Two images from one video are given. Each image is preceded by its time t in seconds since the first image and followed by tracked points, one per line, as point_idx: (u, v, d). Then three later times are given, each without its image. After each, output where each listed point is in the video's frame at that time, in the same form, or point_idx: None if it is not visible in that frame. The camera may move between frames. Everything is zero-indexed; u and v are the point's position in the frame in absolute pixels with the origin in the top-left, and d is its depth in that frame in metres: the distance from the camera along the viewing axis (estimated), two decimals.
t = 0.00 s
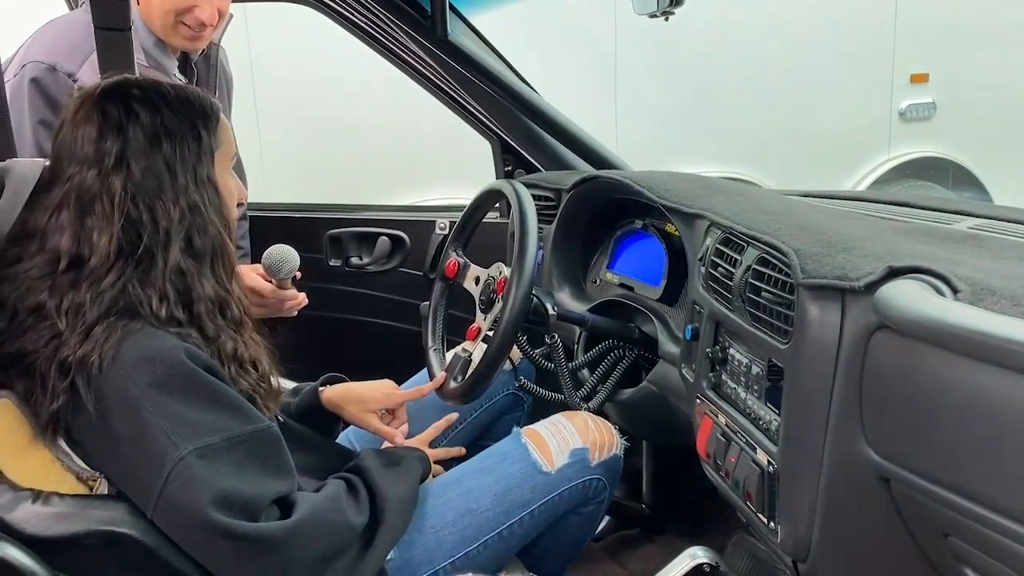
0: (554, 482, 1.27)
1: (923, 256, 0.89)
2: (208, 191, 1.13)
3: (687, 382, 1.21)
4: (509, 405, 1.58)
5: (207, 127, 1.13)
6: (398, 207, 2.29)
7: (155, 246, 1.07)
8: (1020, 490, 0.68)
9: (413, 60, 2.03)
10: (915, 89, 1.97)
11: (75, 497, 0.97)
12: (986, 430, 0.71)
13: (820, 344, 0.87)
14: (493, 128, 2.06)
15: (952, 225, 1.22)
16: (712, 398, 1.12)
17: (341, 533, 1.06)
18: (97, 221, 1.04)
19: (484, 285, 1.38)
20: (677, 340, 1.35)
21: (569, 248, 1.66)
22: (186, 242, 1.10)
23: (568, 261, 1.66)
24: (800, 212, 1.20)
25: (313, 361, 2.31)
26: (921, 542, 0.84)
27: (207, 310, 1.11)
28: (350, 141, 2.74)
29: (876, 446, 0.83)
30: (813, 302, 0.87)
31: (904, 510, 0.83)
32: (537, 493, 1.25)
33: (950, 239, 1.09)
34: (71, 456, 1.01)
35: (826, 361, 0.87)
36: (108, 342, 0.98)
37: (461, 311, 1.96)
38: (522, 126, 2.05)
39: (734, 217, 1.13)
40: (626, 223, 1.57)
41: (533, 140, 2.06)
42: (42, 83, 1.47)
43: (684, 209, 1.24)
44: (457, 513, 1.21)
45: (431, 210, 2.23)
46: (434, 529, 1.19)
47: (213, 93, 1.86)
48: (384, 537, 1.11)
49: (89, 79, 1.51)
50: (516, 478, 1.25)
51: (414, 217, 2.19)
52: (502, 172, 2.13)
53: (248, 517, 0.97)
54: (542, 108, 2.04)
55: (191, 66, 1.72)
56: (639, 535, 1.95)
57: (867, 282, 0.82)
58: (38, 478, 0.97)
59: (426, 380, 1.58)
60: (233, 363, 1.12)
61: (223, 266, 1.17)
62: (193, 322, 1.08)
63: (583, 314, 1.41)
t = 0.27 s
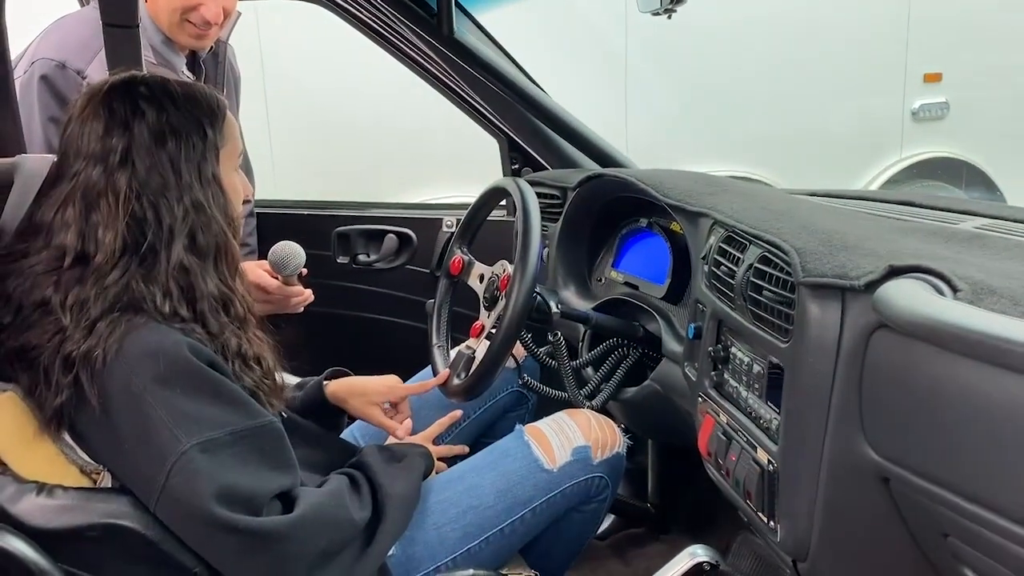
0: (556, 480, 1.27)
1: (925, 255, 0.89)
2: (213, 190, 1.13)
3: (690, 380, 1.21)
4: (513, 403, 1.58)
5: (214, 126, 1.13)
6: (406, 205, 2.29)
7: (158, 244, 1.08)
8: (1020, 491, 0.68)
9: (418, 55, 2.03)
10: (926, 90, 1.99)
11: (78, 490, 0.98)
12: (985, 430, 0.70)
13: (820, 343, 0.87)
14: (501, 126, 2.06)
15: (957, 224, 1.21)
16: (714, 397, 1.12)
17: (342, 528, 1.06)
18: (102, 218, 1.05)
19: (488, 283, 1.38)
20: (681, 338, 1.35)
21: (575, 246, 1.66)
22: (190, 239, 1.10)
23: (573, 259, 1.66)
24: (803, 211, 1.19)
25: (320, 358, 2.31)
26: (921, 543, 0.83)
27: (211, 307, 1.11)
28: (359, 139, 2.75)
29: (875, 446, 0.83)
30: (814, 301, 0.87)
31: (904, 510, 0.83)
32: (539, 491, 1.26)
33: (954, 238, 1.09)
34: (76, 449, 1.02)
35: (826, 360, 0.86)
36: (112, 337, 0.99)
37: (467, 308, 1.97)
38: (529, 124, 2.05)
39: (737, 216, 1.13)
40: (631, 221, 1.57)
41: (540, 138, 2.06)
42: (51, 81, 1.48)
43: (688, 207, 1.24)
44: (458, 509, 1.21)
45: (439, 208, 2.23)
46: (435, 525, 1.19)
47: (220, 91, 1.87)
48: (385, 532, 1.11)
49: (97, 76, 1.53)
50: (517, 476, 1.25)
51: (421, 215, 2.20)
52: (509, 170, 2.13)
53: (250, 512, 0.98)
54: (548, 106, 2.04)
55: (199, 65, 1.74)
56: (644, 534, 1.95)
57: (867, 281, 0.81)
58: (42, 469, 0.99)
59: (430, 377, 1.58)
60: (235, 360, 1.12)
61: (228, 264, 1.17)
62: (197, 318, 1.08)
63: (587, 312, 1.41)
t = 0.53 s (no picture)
0: (558, 477, 1.27)
1: (927, 253, 0.88)
2: (217, 185, 1.14)
3: (692, 379, 1.21)
4: (517, 400, 1.58)
5: (219, 121, 1.14)
6: (414, 202, 2.30)
7: (162, 237, 1.08)
8: (1018, 492, 0.67)
9: (426, 51, 2.02)
10: (943, 90, 2.10)
11: (80, 482, 0.99)
12: (984, 430, 0.70)
13: (820, 341, 0.86)
14: (509, 124, 2.06)
15: (964, 224, 1.20)
16: (716, 395, 1.12)
17: (342, 524, 1.06)
18: (107, 210, 1.05)
19: (492, 280, 1.38)
20: (684, 336, 1.35)
21: (581, 244, 1.65)
22: (194, 233, 1.10)
23: (578, 257, 1.66)
24: (807, 208, 1.18)
25: (328, 355, 2.32)
26: (921, 544, 0.83)
27: (215, 301, 1.11)
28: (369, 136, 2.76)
29: (875, 445, 0.82)
30: (814, 299, 0.86)
31: (903, 510, 0.82)
32: (541, 488, 1.26)
33: (959, 237, 1.08)
34: (78, 441, 1.03)
35: (825, 359, 0.86)
36: (115, 331, 0.99)
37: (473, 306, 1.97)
38: (536, 123, 2.05)
39: (740, 213, 1.12)
40: (636, 220, 1.57)
41: (548, 137, 2.06)
42: (60, 78, 1.49)
43: (692, 205, 1.24)
44: (459, 506, 1.21)
45: (447, 206, 2.24)
46: (436, 522, 1.20)
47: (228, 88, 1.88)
48: (386, 528, 1.11)
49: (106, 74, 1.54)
50: (519, 473, 1.25)
51: (430, 212, 2.20)
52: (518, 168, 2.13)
53: (250, 506, 0.98)
54: (556, 104, 2.04)
55: (207, 62, 1.76)
56: (650, 533, 1.95)
57: (866, 279, 0.81)
58: (45, 461, 0.99)
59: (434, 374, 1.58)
60: (238, 354, 1.12)
61: (231, 260, 1.17)
62: (201, 313, 1.08)
63: (591, 310, 1.41)
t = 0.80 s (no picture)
0: (562, 475, 1.27)
1: (932, 251, 0.87)
2: (224, 181, 1.14)
3: (697, 377, 1.20)
4: (524, 397, 1.59)
5: (227, 118, 1.14)
6: (425, 200, 2.30)
7: (168, 232, 1.09)
8: (1017, 493, 0.67)
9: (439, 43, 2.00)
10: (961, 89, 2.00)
11: (87, 474, 1.00)
12: (983, 429, 0.69)
13: (820, 339, 0.86)
14: (519, 122, 2.06)
15: (974, 222, 1.19)
16: (720, 394, 1.11)
17: (345, 518, 1.07)
18: (114, 204, 1.06)
19: (497, 277, 1.38)
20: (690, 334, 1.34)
21: (589, 243, 1.65)
22: (200, 229, 1.11)
23: (587, 255, 1.66)
24: (814, 206, 1.18)
25: (339, 352, 2.33)
26: (923, 544, 0.82)
27: (220, 296, 1.11)
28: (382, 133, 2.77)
29: (875, 444, 0.82)
30: (815, 296, 0.86)
31: (904, 509, 0.82)
32: (544, 485, 1.26)
33: (968, 235, 1.07)
34: (84, 433, 1.04)
35: (826, 357, 0.85)
36: (121, 325, 1.00)
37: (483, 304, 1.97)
38: (547, 122, 2.05)
39: (745, 211, 1.11)
40: (644, 217, 1.56)
41: (559, 135, 2.05)
42: (72, 76, 1.51)
43: (698, 202, 1.23)
44: (463, 502, 1.22)
45: (458, 203, 2.24)
46: (440, 517, 1.21)
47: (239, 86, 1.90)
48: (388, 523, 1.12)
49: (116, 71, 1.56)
50: (523, 470, 1.25)
51: (440, 210, 2.21)
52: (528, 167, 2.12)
53: (253, 500, 0.99)
54: (567, 102, 2.04)
55: (218, 59, 1.79)
56: (659, 532, 1.94)
57: (868, 276, 0.80)
58: (51, 452, 1.01)
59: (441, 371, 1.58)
60: (242, 349, 1.12)
61: (237, 256, 1.17)
62: (206, 307, 1.09)
63: (598, 308, 1.41)
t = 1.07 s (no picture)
0: (567, 472, 1.27)
1: (933, 251, 0.87)
2: (231, 178, 1.15)
3: (701, 376, 1.21)
4: (531, 395, 1.60)
5: (234, 115, 1.15)
6: (436, 198, 2.31)
7: (175, 228, 1.10)
8: (1013, 493, 0.67)
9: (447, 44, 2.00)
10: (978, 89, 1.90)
11: (96, 466, 1.02)
12: (980, 430, 0.69)
13: (819, 339, 0.86)
14: (529, 122, 2.06)
15: (981, 223, 1.18)
16: (723, 393, 1.11)
17: (347, 515, 1.08)
18: (124, 201, 1.07)
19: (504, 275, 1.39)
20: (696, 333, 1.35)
21: (597, 242, 1.66)
22: (207, 225, 1.12)
23: (595, 253, 1.66)
24: (819, 206, 1.18)
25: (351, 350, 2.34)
26: (923, 544, 0.82)
27: (228, 291, 1.12)
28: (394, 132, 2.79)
29: (875, 443, 0.82)
30: (815, 296, 0.86)
31: (904, 508, 0.82)
32: (549, 482, 1.26)
33: (974, 236, 1.07)
34: (94, 426, 1.05)
35: (826, 356, 0.85)
36: (132, 321, 1.02)
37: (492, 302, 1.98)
38: (556, 122, 2.05)
39: (749, 210, 1.12)
40: (651, 217, 1.57)
41: (569, 135, 2.06)
42: (86, 74, 1.54)
43: (704, 202, 1.23)
44: (468, 498, 1.24)
45: (469, 202, 2.25)
46: (446, 513, 1.23)
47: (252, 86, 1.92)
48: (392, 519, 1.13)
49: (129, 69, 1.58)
50: (528, 466, 1.26)
51: (451, 208, 2.22)
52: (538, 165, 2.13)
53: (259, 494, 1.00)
54: (577, 102, 2.04)
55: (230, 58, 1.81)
56: (667, 531, 1.95)
57: (867, 276, 0.80)
58: (63, 444, 1.03)
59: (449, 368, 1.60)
60: (250, 344, 1.13)
61: (245, 252, 1.18)
62: (214, 302, 1.09)
63: (604, 307, 1.41)
